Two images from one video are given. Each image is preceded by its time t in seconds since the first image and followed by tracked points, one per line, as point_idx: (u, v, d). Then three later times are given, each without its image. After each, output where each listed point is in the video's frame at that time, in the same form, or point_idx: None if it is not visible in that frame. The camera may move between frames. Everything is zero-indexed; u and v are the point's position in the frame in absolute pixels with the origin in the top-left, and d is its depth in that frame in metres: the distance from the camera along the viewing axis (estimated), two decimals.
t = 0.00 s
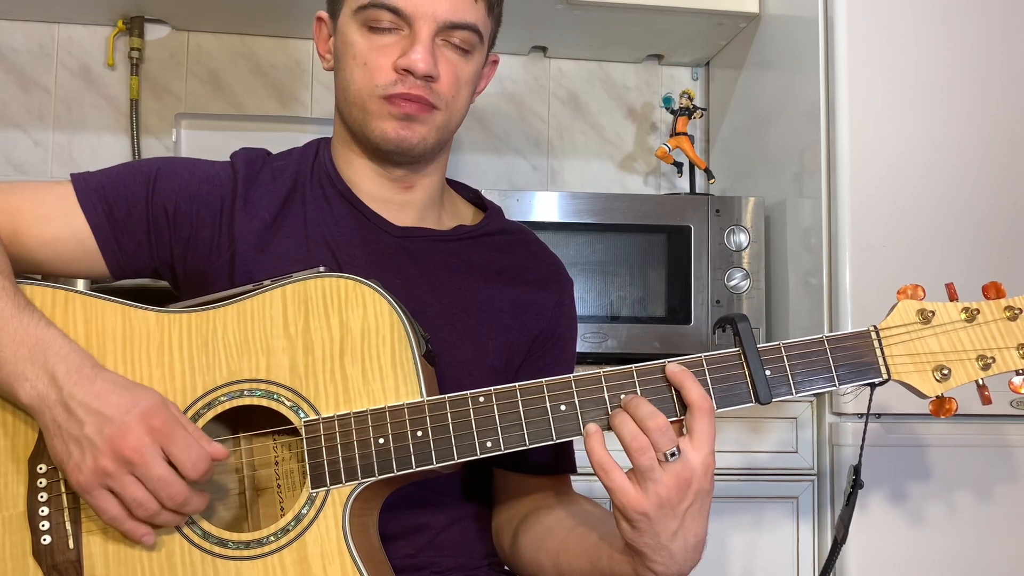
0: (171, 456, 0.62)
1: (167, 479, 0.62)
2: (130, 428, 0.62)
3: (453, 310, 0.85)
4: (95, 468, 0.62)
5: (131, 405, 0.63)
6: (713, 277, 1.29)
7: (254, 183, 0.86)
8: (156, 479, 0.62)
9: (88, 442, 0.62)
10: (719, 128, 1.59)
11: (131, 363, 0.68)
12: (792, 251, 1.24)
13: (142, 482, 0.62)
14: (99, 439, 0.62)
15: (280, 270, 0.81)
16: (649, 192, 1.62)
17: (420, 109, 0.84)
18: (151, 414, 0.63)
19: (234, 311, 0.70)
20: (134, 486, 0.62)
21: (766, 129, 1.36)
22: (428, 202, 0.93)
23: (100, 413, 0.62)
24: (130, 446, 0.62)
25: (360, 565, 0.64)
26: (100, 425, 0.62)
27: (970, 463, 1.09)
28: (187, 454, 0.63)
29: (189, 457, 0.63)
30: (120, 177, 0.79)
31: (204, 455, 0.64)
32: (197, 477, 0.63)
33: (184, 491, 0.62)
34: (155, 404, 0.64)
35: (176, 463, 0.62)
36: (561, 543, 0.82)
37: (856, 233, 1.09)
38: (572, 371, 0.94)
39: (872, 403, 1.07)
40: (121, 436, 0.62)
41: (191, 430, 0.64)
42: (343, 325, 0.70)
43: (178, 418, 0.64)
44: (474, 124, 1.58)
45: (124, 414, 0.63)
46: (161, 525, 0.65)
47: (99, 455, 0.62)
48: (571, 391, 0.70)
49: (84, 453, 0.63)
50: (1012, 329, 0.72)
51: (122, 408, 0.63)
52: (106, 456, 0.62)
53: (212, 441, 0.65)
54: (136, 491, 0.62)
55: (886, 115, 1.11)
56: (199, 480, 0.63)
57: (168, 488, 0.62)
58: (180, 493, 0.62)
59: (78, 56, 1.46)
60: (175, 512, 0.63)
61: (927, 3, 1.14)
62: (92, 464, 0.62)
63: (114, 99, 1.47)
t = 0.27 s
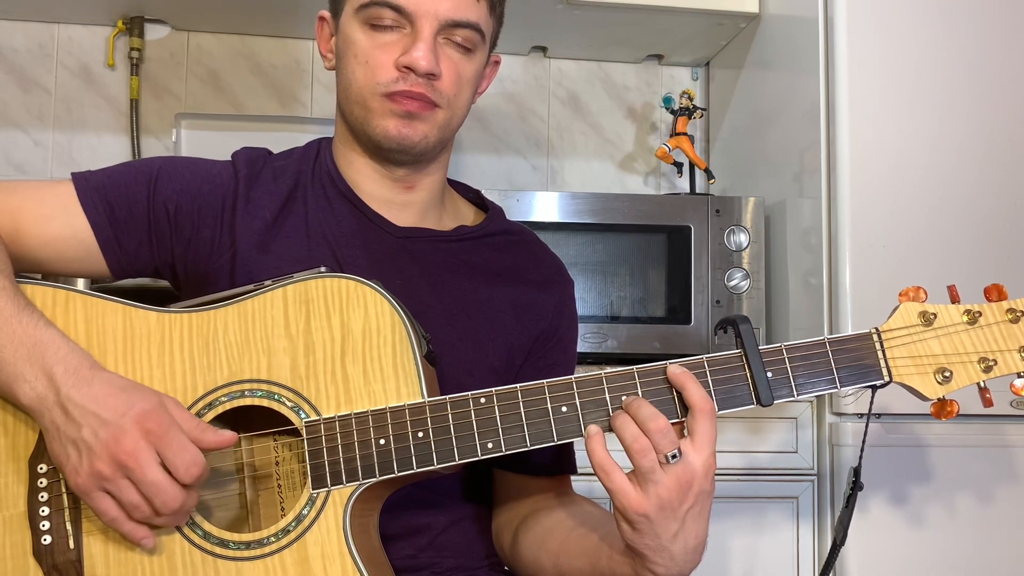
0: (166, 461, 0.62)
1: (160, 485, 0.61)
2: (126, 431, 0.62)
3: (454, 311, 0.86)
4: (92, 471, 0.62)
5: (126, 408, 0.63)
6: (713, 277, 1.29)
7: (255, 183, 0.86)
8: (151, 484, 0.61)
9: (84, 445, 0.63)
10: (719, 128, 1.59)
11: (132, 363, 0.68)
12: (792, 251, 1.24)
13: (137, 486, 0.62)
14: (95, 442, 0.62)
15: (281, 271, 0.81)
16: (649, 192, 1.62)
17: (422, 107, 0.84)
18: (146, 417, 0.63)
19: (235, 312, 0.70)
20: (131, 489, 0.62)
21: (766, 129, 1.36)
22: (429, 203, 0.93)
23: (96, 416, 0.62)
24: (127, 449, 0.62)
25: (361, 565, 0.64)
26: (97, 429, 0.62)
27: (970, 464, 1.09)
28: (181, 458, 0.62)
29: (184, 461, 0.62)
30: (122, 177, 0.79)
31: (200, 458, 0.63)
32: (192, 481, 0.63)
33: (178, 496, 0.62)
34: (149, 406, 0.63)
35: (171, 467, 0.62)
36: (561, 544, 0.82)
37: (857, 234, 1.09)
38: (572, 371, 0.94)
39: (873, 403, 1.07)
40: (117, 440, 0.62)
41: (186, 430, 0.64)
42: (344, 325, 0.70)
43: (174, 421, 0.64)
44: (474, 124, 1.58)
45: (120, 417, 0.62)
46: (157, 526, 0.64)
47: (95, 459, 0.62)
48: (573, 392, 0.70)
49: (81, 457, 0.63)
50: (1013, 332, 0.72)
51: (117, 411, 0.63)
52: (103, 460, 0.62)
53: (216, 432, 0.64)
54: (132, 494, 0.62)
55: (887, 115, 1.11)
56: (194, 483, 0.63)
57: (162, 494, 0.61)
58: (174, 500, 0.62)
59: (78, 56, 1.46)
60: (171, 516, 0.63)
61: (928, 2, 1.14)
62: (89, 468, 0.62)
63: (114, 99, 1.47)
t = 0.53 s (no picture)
0: (144, 427, 0.60)
1: (141, 451, 0.60)
2: (102, 403, 0.61)
3: (455, 311, 0.86)
4: (77, 448, 0.62)
5: (104, 381, 0.62)
6: (713, 277, 1.29)
7: (256, 183, 0.86)
8: (131, 452, 0.60)
9: (68, 423, 0.62)
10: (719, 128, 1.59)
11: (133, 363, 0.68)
12: (791, 251, 1.25)
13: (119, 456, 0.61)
14: (77, 419, 0.62)
15: (282, 271, 0.81)
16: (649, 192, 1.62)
17: (423, 109, 0.84)
18: (122, 387, 0.61)
19: (237, 312, 0.70)
20: (113, 461, 0.61)
21: (766, 129, 1.36)
22: (429, 204, 0.93)
23: (76, 394, 0.62)
24: (104, 421, 0.61)
25: (362, 565, 0.64)
26: (78, 405, 0.62)
27: (970, 464, 1.09)
28: (159, 422, 0.60)
29: (162, 425, 0.60)
30: (122, 177, 0.79)
31: (181, 422, 0.61)
32: (172, 444, 0.61)
33: (159, 461, 0.60)
34: (128, 377, 0.62)
35: (151, 433, 0.60)
36: (562, 545, 0.82)
37: (857, 234, 1.09)
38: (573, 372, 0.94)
39: (874, 404, 1.07)
40: (95, 413, 0.61)
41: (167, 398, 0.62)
42: (345, 326, 0.70)
43: (151, 387, 0.62)
44: (474, 124, 1.58)
45: (98, 390, 0.61)
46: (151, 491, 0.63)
47: (78, 435, 0.62)
48: (574, 393, 0.70)
49: (67, 435, 0.62)
50: (1015, 333, 0.72)
51: (94, 386, 0.62)
52: (84, 434, 0.61)
53: (212, 405, 0.62)
54: (115, 466, 0.61)
55: (887, 115, 1.11)
56: (175, 445, 0.61)
57: (143, 461, 0.60)
58: (156, 464, 0.60)
59: (78, 56, 1.46)
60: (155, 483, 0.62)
61: (929, 4, 1.14)
62: (74, 445, 0.62)
63: (114, 100, 1.47)
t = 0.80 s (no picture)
0: (161, 406, 0.61)
1: (158, 429, 0.60)
2: (117, 384, 0.61)
3: (456, 312, 0.86)
4: (89, 430, 0.62)
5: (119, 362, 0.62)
6: (713, 277, 1.29)
7: (257, 183, 0.86)
8: (148, 430, 0.60)
9: (80, 405, 0.62)
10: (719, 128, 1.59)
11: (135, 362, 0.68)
12: (791, 251, 1.25)
13: (135, 436, 0.61)
14: (89, 400, 0.62)
15: (282, 272, 0.81)
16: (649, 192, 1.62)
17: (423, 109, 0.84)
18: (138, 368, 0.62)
19: (239, 312, 0.70)
20: (128, 441, 0.61)
21: (766, 129, 1.37)
22: (430, 205, 0.94)
23: (90, 375, 0.62)
24: (119, 401, 0.61)
25: (364, 565, 0.64)
26: (91, 386, 0.62)
27: (970, 464, 1.09)
28: (176, 402, 0.61)
29: (180, 405, 0.61)
30: (122, 179, 0.79)
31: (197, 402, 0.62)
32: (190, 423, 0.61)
33: (176, 438, 0.61)
34: (141, 359, 0.63)
35: (168, 412, 0.61)
36: (563, 545, 0.82)
37: (857, 234, 1.09)
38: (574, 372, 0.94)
39: (874, 405, 1.07)
40: (108, 394, 0.61)
41: (183, 380, 0.63)
42: (347, 326, 0.70)
43: (168, 369, 0.63)
44: (474, 124, 1.58)
45: (113, 372, 0.62)
46: (165, 473, 0.64)
47: (91, 416, 0.62)
48: (575, 394, 0.70)
49: (79, 417, 0.62)
50: (1014, 336, 0.72)
51: (110, 366, 0.62)
52: (98, 416, 0.61)
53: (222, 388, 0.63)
54: (131, 446, 0.61)
55: (887, 115, 1.12)
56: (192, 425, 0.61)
57: (161, 439, 0.60)
58: (173, 441, 0.61)
59: (78, 56, 1.46)
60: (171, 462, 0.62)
61: (928, 3, 1.14)
62: (87, 427, 0.62)
63: (114, 100, 1.47)
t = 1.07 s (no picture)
0: (162, 404, 0.61)
1: (158, 426, 0.60)
2: (118, 381, 0.61)
3: (456, 311, 0.85)
4: (90, 429, 0.62)
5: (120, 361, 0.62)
6: (713, 277, 1.29)
7: (256, 183, 0.86)
8: (149, 427, 0.60)
9: (81, 404, 0.62)
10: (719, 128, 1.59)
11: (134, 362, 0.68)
12: (791, 251, 1.25)
13: (135, 434, 0.61)
14: (90, 399, 0.61)
15: (283, 271, 0.81)
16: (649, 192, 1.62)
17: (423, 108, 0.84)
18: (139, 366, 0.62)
19: (238, 311, 0.70)
20: (129, 439, 0.61)
21: (766, 129, 1.37)
22: (430, 204, 0.94)
23: (90, 373, 0.62)
24: (119, 398, 0.61)
25: (364, 565, 0.64)
26: (91, 384, 0.62)
27: (971, 464, 1.09)
28: (177, 400, 0.61)
29: (181, 403, 0.61)
30: (122, 178, 0.79)
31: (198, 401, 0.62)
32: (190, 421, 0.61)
33: (177, 435, 0.61)
34: (143, 358, 0.63)
35: (169, 410, 0.61)
36: (563, 545, 0.82)
37: (857, 234, 1.09)
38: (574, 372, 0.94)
39: (875, 404, 1.07)
40: (109, 391, 0.61)
41: (183, 378, 0.63)
42: (347, 325, 0.70)
43: (168, 368, 0.63)
44: (473, 124, 1.58)
45: (114, 370, 0.62)
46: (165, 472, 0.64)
47: (92, 415, 0.61)
48: (575, 393, 0.70)
49: (80, 416, 0.62)
50: (1015, 335, 0.72)
51: (111, 365, 0.62)
52: (99, 414, 0.61)
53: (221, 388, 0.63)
54: (131, 444, 0.61)
55: (887, 115, 1.12)
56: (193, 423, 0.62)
57: (161, 436, 0.60)
58: (174, 439, 0.61)
59: (78, 56, 1.46)
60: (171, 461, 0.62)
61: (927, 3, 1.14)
62: (87, 426, 0.62)
63: (114, 100, 1.47)
